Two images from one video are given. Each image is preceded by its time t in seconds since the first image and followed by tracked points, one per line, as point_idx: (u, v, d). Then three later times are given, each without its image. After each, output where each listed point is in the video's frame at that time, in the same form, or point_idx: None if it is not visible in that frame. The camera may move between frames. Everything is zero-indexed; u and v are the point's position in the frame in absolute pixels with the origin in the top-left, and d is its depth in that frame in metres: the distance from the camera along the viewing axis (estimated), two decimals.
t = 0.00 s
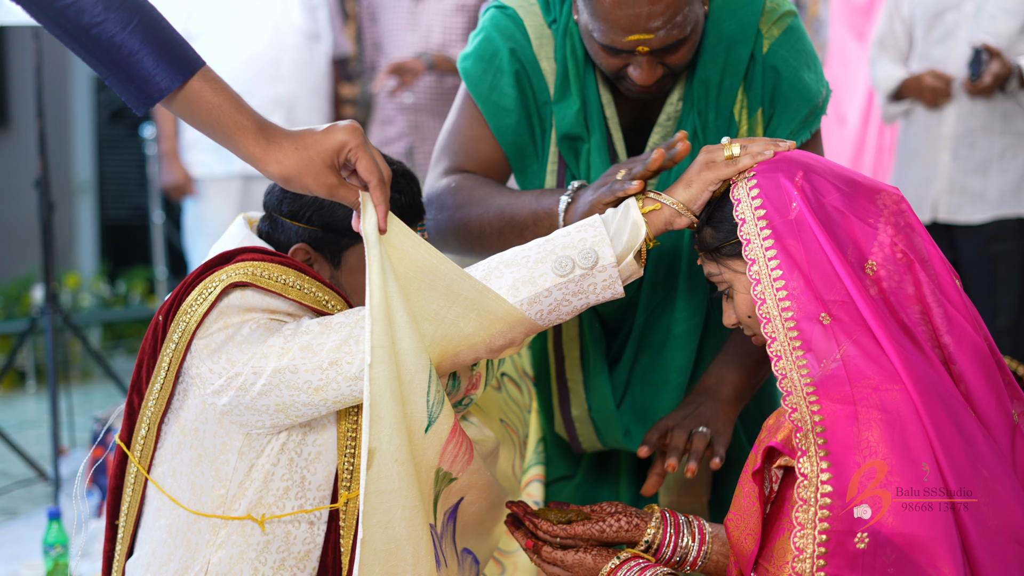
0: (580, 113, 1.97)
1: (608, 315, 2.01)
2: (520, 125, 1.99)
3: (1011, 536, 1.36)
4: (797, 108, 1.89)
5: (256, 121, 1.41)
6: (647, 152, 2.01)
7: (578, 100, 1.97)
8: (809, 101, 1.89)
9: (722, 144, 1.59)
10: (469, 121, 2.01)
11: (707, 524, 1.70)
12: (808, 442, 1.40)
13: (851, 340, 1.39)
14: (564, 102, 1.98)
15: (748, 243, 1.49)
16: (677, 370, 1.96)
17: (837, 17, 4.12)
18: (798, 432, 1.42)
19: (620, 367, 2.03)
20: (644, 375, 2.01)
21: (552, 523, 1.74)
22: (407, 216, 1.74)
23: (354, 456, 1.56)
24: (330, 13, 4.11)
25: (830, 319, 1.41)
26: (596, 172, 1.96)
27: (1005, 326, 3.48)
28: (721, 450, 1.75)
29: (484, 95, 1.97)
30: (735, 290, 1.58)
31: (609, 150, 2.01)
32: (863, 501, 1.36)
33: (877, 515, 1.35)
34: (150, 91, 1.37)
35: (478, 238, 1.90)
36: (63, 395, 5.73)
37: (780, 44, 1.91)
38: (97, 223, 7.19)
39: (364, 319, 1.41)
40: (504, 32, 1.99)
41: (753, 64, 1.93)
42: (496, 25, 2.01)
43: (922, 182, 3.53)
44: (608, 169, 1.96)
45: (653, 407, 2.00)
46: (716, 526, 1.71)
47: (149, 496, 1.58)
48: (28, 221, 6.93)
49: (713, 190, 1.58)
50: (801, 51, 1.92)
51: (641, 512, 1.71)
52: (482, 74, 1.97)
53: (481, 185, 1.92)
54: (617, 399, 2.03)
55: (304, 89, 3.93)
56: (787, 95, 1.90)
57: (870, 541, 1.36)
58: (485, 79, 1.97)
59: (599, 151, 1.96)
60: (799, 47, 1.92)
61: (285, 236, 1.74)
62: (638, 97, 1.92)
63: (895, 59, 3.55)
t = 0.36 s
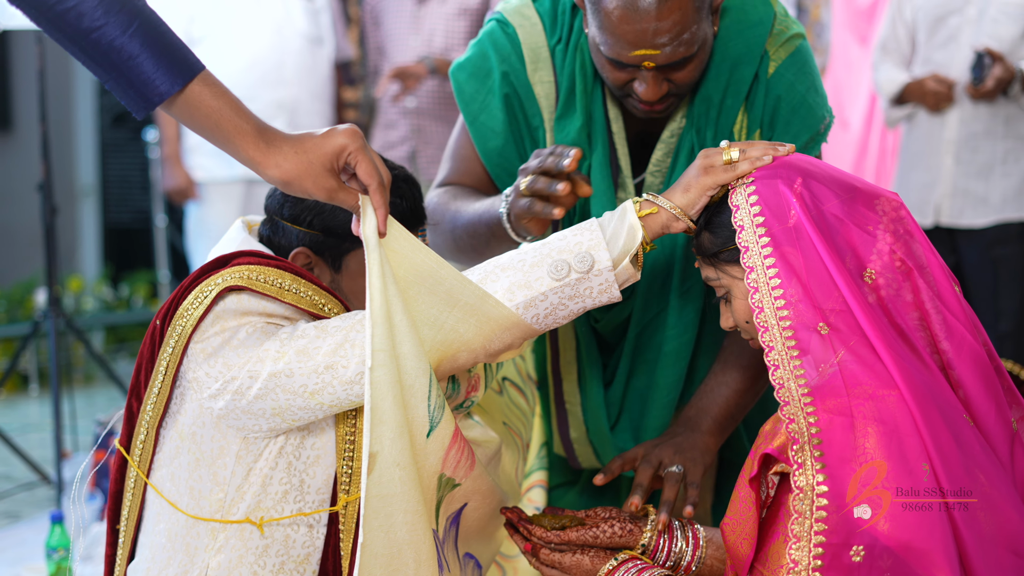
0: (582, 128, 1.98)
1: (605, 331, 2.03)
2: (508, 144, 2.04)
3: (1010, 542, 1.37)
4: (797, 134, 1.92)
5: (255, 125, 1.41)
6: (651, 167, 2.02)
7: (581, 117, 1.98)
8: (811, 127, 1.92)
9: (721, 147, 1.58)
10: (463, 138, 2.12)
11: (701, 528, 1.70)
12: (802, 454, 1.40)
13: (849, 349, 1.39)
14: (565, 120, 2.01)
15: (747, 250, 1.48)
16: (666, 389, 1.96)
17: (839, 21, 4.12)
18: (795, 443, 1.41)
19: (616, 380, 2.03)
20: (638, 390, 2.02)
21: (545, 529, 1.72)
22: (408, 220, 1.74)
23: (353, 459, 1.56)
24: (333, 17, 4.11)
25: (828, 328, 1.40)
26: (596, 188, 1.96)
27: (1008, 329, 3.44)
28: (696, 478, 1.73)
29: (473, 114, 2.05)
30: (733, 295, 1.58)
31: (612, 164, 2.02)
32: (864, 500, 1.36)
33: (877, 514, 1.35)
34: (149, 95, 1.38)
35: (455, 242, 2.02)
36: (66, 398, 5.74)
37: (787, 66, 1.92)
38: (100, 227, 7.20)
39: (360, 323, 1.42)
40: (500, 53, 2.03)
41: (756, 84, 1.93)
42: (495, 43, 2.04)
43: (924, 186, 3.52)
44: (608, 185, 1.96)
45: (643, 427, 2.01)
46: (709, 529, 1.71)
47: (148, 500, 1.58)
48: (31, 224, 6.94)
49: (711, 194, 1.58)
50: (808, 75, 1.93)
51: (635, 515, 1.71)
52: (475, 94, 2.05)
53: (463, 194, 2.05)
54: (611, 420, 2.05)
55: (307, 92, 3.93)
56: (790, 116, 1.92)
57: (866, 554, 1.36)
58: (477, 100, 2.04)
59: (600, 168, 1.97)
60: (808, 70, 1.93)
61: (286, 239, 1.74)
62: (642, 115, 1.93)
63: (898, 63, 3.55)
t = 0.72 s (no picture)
0: (586, 131, 1.99)
1: (609, 340, 2.04)
2: (502, 162, 2.09)
3: (1007, 548, 1.37)
4: (800, 145, 1.91)
5: (255, 133, 1.41)
6: (654, 174, 2.02)
7: (585, 120, 1.99)
8: (815, 140, 1.92)
9: (719, 154, 1.57)
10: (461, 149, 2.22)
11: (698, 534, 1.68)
12: (801, 465, 1.40)
13: (847, 358, 1.39)
14: (569, 124, 2.02)
15: (746, 257, 1.48)
16: (672, 399, 1.96)
17: (840, 27, 4.12)
18: (793, 452, 1.41)
19: (622, 393, 2.03)
20: (645, 402, 2.02)
21: (540, 541, 1.73)
22: (411, 232, 1.74)
23: (352, 468, 1.56)
24: (335, 23, 4.12)
25: (828, 336, 1.40)
26: (601, 190, 1.97)
27: (1011, 335, 3.44)
28: (685, 510, 1.67)
29: (468, 134, 2.11)
30: (732, 302, 1.58)
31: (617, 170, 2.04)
32: (863, 501, 1.35)
33: (877, 515, 1.35)
34: (149, 102, 1.38)
35: (443, 254, 2.08)
36: (70, 404, 5.75)
37: (792, 78, 1.92)
38: (103, 233, 7.22)
39: (359, 333, 1.42)
40: (494, 71, 2.06)
41: (756, 92, 1.93)
42: (489, 61, 2.07)
43: (927, 192, 3.53)
44: (613, 188, 1.97)
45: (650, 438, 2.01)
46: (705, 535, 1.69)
47: (149, 509, 1.58)
48: (34, 231, 6.95)
49: (711, 201, 1.57)
50: (813, 87, 1.93)
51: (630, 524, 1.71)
52: (470, 113, 2.10)
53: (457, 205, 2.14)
54: (615, 433, 2.05)
55: (309, 99, 3.94)
56: (794, 129, 1.91)
57: (863, 565, 1.35)
58: (472, 118, 2.10)
59: (604, 169, 1.98)
60: (813, 83, 1.93)
61: (288, 248, 1.74)
62: (639, 115, 1.94)
63: (900, 69, 3.56)
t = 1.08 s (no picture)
0: (580, 125, 2.00)
1: (618, 347, 2.05)
2: (504, 162, 2.11)
3: (1009, 547, 1.37)
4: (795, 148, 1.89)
5: (257, 129, 1.42)
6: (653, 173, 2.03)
7: (578, 114, 2.00)
8: (811, 143, 1.90)
9: (721, 150, 1.57)
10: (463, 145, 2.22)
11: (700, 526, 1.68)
12: (802, 463, 1.40)
13: (849, 356, 1.39)
14: (564, 119, 2.03)
15: (748, 254, 1.48)
16: (681, 403, 1.96)
17: (845, 24, 4.12)
18: (795, 451, 1.41)
19: (631, 398, 2.03)
20: (656, 406, 2.04)
21: (544, 538, 1.75)
22: (417, 234, 1.74)
23: (355, 467, 1.56)
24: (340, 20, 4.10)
25: (829, 333, 1.40)
26: (597, 183, 1.98)
27: (1016, 332, 3.42)
28: (678, 516, 1.66)
29: (471, 133, 2.12)
30: (733, 297, 1.58)
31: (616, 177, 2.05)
32: (863, 503, 1.35)
33: (877, 516, 1.35)
34: (151, 99, 1.38)
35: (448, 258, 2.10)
36: (75, 401, 5.76)
37: (787, 82, 1.91)
38: (108, 230, 7.24)
39: (361, 332, 1.42)
40: (494, 71, 2.07)
41: (750, 94, 1.93)
42: (490, 61, 2.08)
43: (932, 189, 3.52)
44: (609, 180, 1.98)
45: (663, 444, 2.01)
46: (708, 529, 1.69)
47: (153, 507, 1.59)
48: (39, 228, 6.98)
49: (712, 197, 1.57)
50: (809, 91, 1.91)
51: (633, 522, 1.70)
52: (472, 112, 2.11)
53: (461, 206, 2.17)
54: (631, 436, 2.06)
55: (313, 96, 3.94)
56: (787, 133, 1.90)
57: (866, 564, 1.36)
58: (474, 118, 2.11)
59: (600, 162, 1.99)
60: (808, 86, 1.91)
61: (294, 246, 1.74)
62: (630, 106, 1.93)
63: (905, 66, 3.55)
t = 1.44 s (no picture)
0: (573, 114, 2.01)
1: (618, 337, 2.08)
2: (500, 153, 2.11)
3: (1010, 541, 1.37)
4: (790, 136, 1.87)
5: (258, 122, 1.42)
6: (647, 163, 2.04)
7: (571, 104, 2.00)
8: (809, 130, 1.87)
9: (725, 142, 1.57)
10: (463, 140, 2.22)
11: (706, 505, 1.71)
12: (804, 457, 1.40)
13: (851, 349, 1.38)
14: (558, 108, 2.03)
15: (751, 247, 1.48)
16: (682, 394, 1.96)
17: (849, 18, 4.10)
18: (796, 446, 1.41)
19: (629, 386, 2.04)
20: (656, 398, 2.03)
21: (547, 514, 1.77)
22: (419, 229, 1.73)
23: (358, 461, 1.56)
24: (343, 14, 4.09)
25: (832, 326, 1.40)
26: (591, 171, 1.99)
27: (1019, 327, 3.42)
28: (686, 493, 1.67)
29: (467, 125, 2.13)
30: (736, 290, 1.57)
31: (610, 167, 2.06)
32: (864, 500, 1.36)
33: (877, 515, 1.35)
34: (154, 91, 1.38)
35: (453, 252, 2.12)
36: (77, 396, 5.78)
37: (785, 69, 1.88)
38: (111, 224, 7.24)
39: (363, 325, 1.42)
40: (489, 61, 2.07)
41: (748, 82, 1.92)
42: (485, 51, 2.08)
43: (935, 183, 3.51)
44: (602, 168, 1.99)
45: (661, 434, 2.01)
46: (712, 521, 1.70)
47: (155, 501, 1.59)
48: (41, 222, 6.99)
49: (715, 188, 1.57)
50: (807, 77, 1.88)
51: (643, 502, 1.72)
52: (469, 103, 2.12)
53: (464, 202, 2.17)
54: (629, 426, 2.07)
55: (316, 91, 3.94)
56: (784, 122, 1.87)
57: (868, 557, 1.36)
58: (472, 109, 2.12)
59: (593, 151, 1.99)
60: (806, 73, 1.88)
61: (297, 241, 1.74)
62: (624, 95, 1.91)
63: (908, 60, 3.53)
